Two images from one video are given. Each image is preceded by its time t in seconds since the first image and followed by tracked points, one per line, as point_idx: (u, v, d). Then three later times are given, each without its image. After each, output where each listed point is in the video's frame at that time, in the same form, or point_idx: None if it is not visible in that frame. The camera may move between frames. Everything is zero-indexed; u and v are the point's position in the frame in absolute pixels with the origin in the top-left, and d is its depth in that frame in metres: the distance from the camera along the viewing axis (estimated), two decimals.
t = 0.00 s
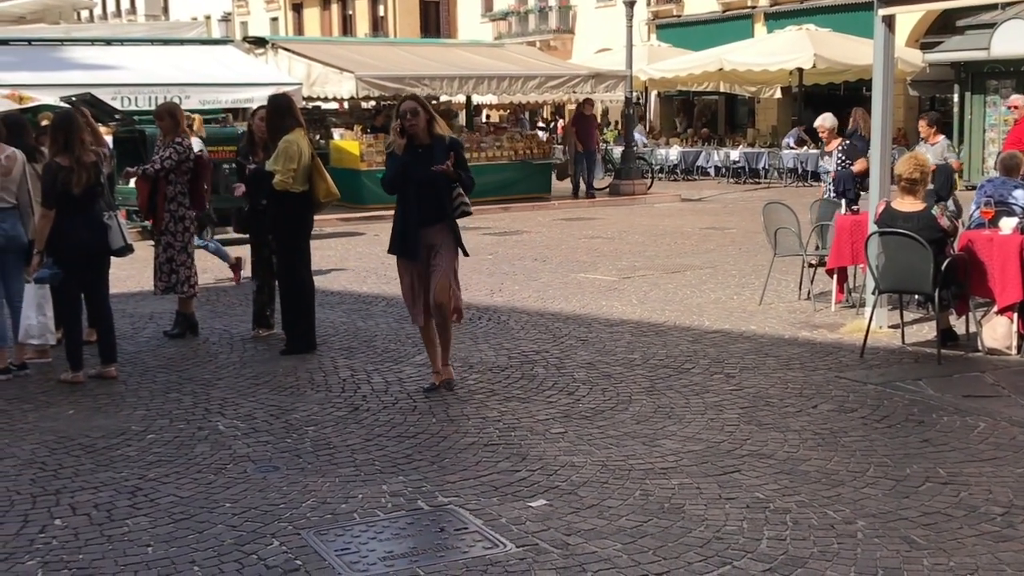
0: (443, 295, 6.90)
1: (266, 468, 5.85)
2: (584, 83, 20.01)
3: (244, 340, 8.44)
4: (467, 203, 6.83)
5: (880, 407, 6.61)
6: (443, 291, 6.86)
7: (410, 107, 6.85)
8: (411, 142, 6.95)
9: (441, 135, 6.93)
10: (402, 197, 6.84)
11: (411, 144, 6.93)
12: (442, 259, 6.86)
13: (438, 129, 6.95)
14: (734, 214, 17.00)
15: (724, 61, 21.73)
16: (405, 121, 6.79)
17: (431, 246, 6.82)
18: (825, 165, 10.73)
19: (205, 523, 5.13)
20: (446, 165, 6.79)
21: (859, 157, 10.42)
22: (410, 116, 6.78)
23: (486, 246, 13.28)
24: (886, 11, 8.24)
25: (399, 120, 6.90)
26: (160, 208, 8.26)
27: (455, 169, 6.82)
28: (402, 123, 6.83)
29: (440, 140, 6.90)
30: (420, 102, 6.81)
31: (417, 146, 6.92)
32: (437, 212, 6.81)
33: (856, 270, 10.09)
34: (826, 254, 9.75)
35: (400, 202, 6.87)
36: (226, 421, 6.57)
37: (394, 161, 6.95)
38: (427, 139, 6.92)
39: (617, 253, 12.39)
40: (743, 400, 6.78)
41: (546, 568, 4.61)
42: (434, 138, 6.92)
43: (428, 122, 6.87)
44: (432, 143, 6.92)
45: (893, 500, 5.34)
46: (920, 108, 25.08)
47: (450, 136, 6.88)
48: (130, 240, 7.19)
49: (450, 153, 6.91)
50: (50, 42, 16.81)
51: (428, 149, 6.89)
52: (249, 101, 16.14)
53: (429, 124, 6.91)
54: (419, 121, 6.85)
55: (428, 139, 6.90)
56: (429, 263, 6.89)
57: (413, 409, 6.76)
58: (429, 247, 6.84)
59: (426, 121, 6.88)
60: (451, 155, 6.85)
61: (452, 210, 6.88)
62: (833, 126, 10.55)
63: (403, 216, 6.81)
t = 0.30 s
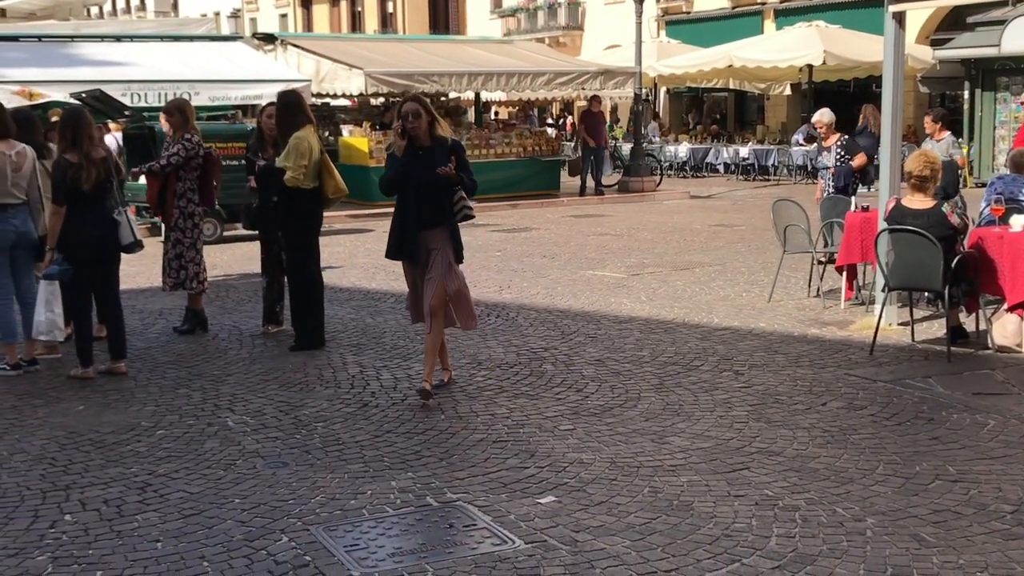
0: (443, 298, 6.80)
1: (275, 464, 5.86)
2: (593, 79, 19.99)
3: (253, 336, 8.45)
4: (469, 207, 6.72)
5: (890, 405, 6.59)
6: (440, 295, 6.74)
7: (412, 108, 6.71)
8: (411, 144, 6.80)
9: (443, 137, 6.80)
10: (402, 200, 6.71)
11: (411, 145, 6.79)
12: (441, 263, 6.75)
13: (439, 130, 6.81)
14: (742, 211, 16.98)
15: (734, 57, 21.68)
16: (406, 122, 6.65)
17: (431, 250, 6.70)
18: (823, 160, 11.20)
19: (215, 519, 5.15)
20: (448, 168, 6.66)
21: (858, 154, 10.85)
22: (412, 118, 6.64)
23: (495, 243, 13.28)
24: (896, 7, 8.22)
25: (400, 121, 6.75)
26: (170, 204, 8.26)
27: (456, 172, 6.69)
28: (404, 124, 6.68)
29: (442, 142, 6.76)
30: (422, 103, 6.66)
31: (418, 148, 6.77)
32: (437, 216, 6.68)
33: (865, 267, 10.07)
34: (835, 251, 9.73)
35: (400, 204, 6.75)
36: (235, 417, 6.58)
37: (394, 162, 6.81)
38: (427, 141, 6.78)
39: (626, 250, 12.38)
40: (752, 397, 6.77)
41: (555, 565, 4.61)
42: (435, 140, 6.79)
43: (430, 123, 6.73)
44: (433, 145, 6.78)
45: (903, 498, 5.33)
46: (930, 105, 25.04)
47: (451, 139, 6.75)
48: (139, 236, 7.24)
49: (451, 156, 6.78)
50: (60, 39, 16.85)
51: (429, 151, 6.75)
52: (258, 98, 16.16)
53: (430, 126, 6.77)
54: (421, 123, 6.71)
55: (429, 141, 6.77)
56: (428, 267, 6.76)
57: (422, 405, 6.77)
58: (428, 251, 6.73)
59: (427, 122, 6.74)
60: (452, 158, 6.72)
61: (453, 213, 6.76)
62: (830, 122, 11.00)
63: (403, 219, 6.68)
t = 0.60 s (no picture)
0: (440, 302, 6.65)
1: (286, 460, 5.88)
2: (604, 76, 19.97)
3: (264, 333, 8.47)
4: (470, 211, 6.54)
5: (901, 403, 6.58)
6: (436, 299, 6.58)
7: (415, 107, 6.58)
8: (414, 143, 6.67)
9: (446, 138, 6.66)
10: (401, 200, 6.59)
11: (414, 145, 6.66)
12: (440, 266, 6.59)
13: (442, 131, 6.67)
14: (753, 208, 16.96)
15: (745, 54, 21.63)
16: (408, 121, 6.52)
17: (428, 253, 6.55)
18: (822, 158, 11.16)
19: (226, 514, 5.16)
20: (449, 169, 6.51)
21: (862, 154, 10.93)
22: (413, 117, 6.51)
23: (505, 240, 13.29)
24: (908, 5, 8.19)
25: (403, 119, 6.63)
26: (183, 201, 8.28)
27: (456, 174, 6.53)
28: (405, 123, 6.56)
29: (444, 143, 6.62)
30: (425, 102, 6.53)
31: (419, 148, 6.64)
32: (436, 217, 6.53)
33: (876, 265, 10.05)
34: (846, 249, 9.72)
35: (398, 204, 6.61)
36: (246, 413, 6.60)
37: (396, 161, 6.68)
38: (429, 141, 6.64)
39: (637, 247, 12.38)
40: (763, 395, 6.77)
41: (565, 561, 4.62)
42: (438, 141, 6.65)
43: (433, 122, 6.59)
44: (435, 145, 6.65)
45: (913, 496, 5.33)
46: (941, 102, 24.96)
47: (453, 140, 6.60)
48: (151, 233, 7.25)
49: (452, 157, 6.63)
50: (73, 35, 16.91)
51: (430, 151, 6.61)
52: (270, 95, 16.19)
53: (433, 126, 6.64)
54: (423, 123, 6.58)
55: (431, 140, 6.63)
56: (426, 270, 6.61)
57: (432, 401, 6.78)
58: (426, 253, 6.57)
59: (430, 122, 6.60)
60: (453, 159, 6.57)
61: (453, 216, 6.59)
62: (834, 121, 10.85)
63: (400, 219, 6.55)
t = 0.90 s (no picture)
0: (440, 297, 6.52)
1: (299, 457, 5.89)
2: (616, 74, 19.94)
3: (277, 330, 8.49)
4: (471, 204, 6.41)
5: (914, 402, 6.57)
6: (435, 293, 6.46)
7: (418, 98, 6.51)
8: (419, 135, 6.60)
9: (449, 128, 6.55)
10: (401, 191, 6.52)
11: (417, 137, 6.58)
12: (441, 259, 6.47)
13: (447, 123, 6.57)
14: (766, 206, 16.92)
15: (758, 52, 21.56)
16: (408, 111, 6.46)
17: (427, 245, 6.44)
18: (826, 158, 11.21)
19: (238, 511, 5.18)
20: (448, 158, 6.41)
21: (865, 153, 10.98)
22: (412, 106, 6.44)
23: (517, 238, 13.29)
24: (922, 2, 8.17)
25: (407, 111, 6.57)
26: (196, 198, 8.30)
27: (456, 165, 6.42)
28: (406, 114, 6.49)
29: (446, 134, 6.51)
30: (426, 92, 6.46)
31: (422, 139, 6.56)
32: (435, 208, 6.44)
33: (889, 263, 10.03)
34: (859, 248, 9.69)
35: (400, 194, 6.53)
36: (259, 410, 6.62)
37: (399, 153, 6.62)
38: (433, 133, 6.55)
39: (648, 245, 12.37)
40: (775, 393, 6.76)
41: (577, 559, 4.63)
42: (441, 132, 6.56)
43: (435, 113, 6.50)
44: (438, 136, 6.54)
45: (926, 495, 5.32)
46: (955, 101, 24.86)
47: (455, 131, 6.48)
48: (166, 228, 7.31)
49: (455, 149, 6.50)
50: (86, 33, 16.96)
51: (431, 142, 6.52)
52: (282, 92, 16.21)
53: (436, 117, 6.54)
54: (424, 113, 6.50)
55: (434, 131, 6.54)
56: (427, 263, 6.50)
57: (444, 399, 6.78)
58: (427, 246, 6.46)
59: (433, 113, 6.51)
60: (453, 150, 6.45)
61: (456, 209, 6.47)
62: (840, 121, 10.94)
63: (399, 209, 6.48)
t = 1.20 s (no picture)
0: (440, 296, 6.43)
1: (313, 454, 5.90)
2: (630, 72, 19.90)
3: (290, 328, 8.51)
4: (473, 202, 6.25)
5: (928, 402, 6.55)
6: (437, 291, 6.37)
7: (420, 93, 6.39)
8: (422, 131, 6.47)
9: (452, 124, 6.40)
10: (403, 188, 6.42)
11: (420, 133, 6.45)
12: (443, 258, 6.36)
13: (450, 118, 6.42)
14: (780, 206, 16.87)
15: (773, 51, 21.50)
16: (408, 107, 6.35)
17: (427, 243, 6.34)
18: (834, 157, 11.18)
19: (252, 508, 5.20)
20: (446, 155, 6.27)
21: (872, 156, 10.93)
22: (412, 102, 6.32)
23: (530, 236, 13.28)
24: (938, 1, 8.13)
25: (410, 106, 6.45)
26: (210, 197, 8.33)
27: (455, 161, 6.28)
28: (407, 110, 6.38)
29: (447, 129, 6.37)
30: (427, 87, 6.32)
31: (425, 136, 6.43)
32: (436, 205, 6.33)
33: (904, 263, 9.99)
34: (874, 248, 9.66)
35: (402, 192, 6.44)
36: (273, 408, 6.64)
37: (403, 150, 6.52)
38: (435, 128, 6.42)
39: (662, 244, 12.35)
40: (789, 393, 6.75)
41: (590, 558, 4.63)
42: (443, 127, 6.41)
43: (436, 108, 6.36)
44: (440, 132, 6.40)
45: (941, 495, 5.30)
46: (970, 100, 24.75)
47: (456, 126, 6.34)
48: (181, 225, 7.34)
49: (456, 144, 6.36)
50: (102, 31, 17.02)
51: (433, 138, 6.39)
52: (297, 90, 16.24)
53: (439, 112, 6.40)
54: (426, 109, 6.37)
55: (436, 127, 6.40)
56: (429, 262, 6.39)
57: (457, 397, 6.79)
58: (428, 245, 6.35)
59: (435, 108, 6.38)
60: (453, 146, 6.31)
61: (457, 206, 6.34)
62: (852, 119, 10.95)
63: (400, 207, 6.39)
